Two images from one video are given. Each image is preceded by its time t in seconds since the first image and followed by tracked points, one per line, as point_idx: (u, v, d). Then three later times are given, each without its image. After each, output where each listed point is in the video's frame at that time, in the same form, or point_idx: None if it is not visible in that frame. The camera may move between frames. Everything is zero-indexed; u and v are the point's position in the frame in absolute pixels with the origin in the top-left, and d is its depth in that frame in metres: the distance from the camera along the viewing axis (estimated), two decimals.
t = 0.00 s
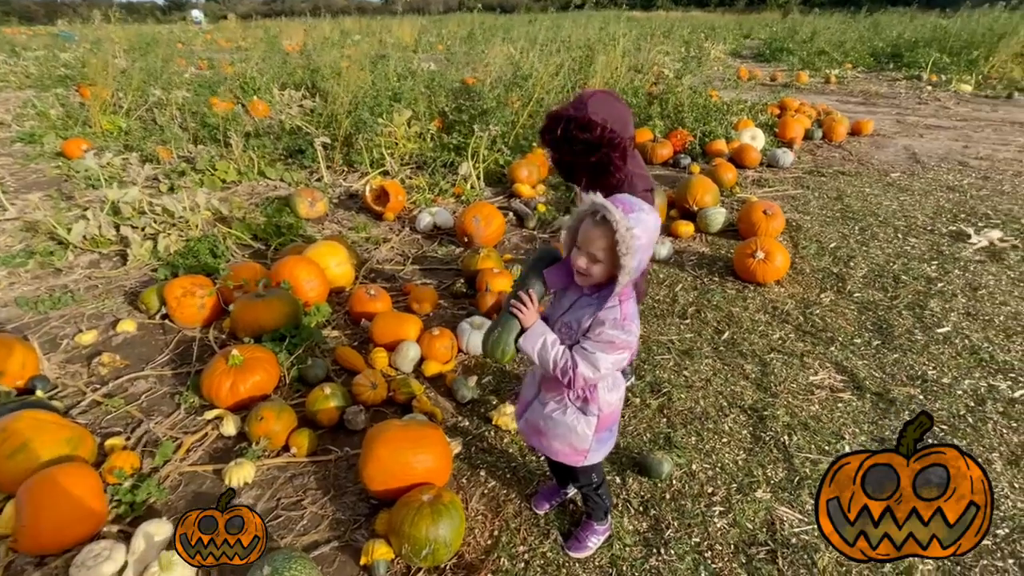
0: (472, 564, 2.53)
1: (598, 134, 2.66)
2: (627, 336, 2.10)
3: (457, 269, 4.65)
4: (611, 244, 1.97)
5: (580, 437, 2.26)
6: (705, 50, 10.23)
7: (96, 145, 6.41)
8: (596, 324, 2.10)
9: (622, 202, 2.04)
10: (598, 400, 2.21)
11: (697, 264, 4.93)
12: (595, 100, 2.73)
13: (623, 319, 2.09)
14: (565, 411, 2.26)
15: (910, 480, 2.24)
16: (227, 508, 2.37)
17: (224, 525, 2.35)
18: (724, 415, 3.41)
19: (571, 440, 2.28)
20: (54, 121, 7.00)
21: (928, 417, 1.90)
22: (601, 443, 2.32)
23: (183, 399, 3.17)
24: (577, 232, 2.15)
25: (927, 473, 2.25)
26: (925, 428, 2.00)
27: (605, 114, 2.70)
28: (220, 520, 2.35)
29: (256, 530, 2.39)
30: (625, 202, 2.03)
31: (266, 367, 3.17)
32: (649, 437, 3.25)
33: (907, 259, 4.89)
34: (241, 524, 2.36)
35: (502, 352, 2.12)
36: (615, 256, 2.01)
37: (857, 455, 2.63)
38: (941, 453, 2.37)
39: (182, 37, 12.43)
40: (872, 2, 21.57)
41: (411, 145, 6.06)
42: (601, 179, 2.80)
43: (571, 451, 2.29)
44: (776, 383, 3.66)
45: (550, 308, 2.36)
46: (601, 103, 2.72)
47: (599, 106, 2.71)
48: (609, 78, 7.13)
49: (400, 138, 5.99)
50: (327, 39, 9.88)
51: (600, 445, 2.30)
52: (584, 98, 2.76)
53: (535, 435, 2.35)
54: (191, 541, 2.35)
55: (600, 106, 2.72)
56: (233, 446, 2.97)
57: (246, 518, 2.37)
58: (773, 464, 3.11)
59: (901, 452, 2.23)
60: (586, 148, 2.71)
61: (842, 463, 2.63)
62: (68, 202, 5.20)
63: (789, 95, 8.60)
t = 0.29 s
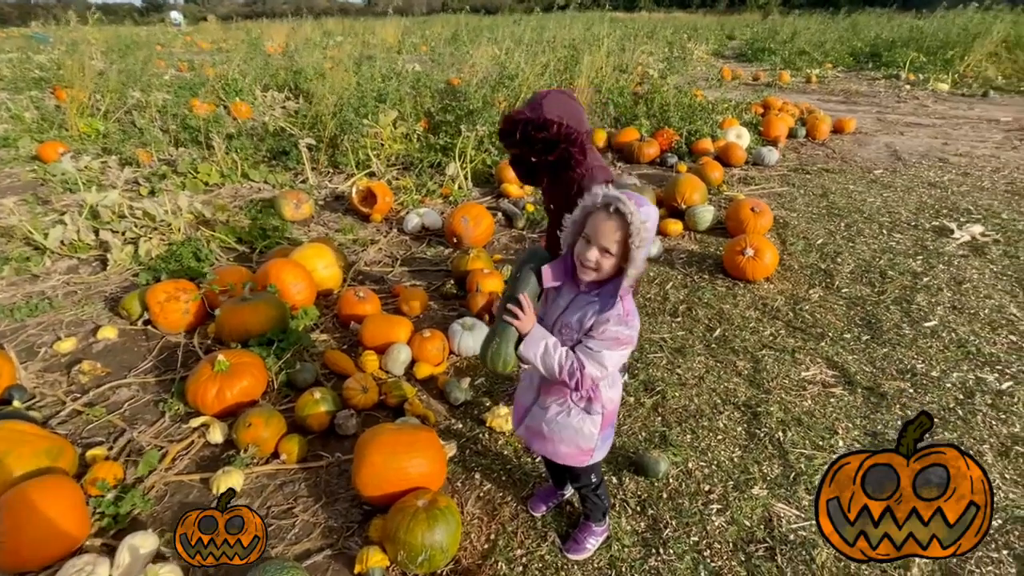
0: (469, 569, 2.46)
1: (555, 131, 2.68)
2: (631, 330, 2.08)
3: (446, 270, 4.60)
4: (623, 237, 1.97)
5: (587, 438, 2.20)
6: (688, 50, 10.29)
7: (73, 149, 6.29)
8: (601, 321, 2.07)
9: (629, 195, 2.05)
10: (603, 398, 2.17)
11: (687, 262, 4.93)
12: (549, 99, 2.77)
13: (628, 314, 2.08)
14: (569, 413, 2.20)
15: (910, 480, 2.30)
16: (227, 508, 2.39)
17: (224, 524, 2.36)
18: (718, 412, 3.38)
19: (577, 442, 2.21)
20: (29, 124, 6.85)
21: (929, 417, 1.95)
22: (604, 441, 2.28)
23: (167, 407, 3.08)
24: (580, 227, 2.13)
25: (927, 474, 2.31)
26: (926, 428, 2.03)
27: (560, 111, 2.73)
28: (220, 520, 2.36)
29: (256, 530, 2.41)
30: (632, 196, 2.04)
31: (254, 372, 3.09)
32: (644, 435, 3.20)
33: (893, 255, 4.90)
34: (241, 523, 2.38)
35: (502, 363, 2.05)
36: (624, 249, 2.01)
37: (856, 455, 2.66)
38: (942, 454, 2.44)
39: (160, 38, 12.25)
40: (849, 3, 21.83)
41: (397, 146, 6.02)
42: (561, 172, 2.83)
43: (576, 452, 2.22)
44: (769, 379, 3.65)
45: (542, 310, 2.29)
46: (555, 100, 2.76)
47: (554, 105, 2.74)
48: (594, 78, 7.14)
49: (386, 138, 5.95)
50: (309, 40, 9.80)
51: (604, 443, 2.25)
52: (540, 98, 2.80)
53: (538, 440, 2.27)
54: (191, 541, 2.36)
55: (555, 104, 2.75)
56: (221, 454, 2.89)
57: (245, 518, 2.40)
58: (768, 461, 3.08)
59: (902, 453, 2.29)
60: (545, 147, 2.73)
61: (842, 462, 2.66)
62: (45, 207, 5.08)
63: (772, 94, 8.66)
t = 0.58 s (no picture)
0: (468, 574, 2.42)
1: (528, 117, 2.94)
2: (633, 327, 2.07)
3: (438, 273, 4.58)
4: (622, 236, 1.97)
5: (593, 437, 2.19)
6: (675, 52, 10.37)
7: (54, 154, 6.19)
8: (604, 320, 2.05)
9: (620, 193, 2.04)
10: (607, 397, 2.15)
11: (678, 262, 4.93)
12: (524, 89, 3.03)
13: (629, 311, 2.07)
14: (574, 415, 2.17)
15: (910, 480, 2.32)
16: (226, 508, 2.39)
17: (224, 524, 2.36)
18: (713, 411, 3.35)
19: (582, 442, 2.19)
20: (9, 129, 6.75)
21: (928, 418, 2.01)
22: (608, 438, 2.28)
23: (156, 415, 3.02)
24: (575, 227, 2.12)
25: (927, 473, 2.33)
26: (926, 428, 2.06)
27: (533, 100, 2.98)
28: (219, 520, 2.36)
29: (256, 530, 2.40)
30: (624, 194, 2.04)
31: (244, 378, 3.04)
32: (640, 435, 3.17)
33: (880, 253, 4.90)
34: (241, 523, 2.38)
35: (502, 372, 2.05)
36: (621, 248, 2.01)
37: (856, 455, 2.68)
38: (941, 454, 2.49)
39: (143, 42, 12.13)
40: (832, 6, 22.06)
41: (386, 149, 6.02)
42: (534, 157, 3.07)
43: (582, 452, 2.20)
44: (763, 377, 3.62)
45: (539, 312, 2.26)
46: (529, 91, 3.02)
47: (528, 94, 3.00)
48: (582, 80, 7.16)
49: (374, 141, 5.96)
50: (296, 44, 9.76)
51: (608, 440, 2.24)
52: (516, 88, 3.07)
53: (542, 444, 2.24)
54: (191, 541, 2.35)
55: (529, 93, 3.01)
56: (212, 462, 2.82)
57: (245, 518, 2.39)
58: (764, 459, 3.03)
59: (901, 452, 2.32)
60: (518, 131, 2.98)
61: (842, 462, 2.67)
62: (26, 213, 5.00)
63: (757, 95, 8.74)
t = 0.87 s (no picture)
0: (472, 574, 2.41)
1: (531, 114, 2.97)
2: (637, 323, 2.08)
3: (432, 277, 4.59)
4: (612, 238, 1.98)
5: (596, 434, 2.21)
6: (661, 57, 10.48)
7: (40, 161, 6.12)
8: (607, 317, 2.07)
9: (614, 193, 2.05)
10: (610, 394, 2.18)
11: (670, 264, 4.98)
12: (530, 84, 3.03)
13: (631, 308, 2.09)
14: (578, 412, 2.19)
15: (909, 480, 2.41)
16: (227, 508, 2.41)
17: (224, 525, 2.37)
18: (709, 409, 3.38)
19: (586, 439, 2.21)
20: None
21: (928, 414, 2.11)
22: (610, 436, 2.29)
23: (152, 422, 2.99)
24: (571, 228, 2.14)
25: (927, 473, 2.43)
26: (926, 426, 2.19)
27: (537, 97, 2.99)
28: (220, 520, 2.37)
29: (256, 530, 2.41)
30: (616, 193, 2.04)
31: (242, 383, 3.02)
32: (639, 434, 3.19)
33: (868, 252, 4.98)
34: (241, 523, 2.39)
35: (507, 371, 2.04)
36: (614, 249, 2.02)
37: (855, 457, 2.77)
38: (941, 454, 2.60)
39: (127, 48, 12.03)
40: (814, 12, 22.37)
41: (377, 153, 6.08)
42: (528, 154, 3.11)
43: (586, 450, 2.22)
44: (757, 375, 3.66)
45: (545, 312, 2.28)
46: (535, 87, 3.03)
47: (533, 90, 3.01)
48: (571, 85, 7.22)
49: (365, 147, 6.01)
50: (283, 51, 9.75)
51: (611, 437, 2.26)
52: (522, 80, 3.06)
53: (546, 443, 2.25)
54: (192, 541, 2.37)
55: (534, 89, 3.02)
56: (211, 468, 2.80)
57: (245, 518, 2.40)
58: (761, 455, 3.06)
59: (901, 452, 2.43)
60: (518, 124, 3.00)
61: (841, 464, 2.76)
62: (13, 221, 4.94)
63: (744, 99, 8.85)
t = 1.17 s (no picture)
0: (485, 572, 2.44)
1: (530, 122, 3.00)
2: (651, 320, 2.13)
3: (433, 281, 4.61)
4: (637, 235, 2.03)
5: (604, 430, 2.23)
6: (652, 63, 10.60)
7: (32, 168, 6.07)
8: (624, 311, 2.12)
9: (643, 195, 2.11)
10: (619, 390, 2.22)
11: (668, 267, 5.04)
12: (536, 92, 3.06)
13: (647, 305, 2.14)
14: (587, 407, 2.22)
15: (910, 480, 2.30)
16: (227, 509, 2.42)
17: (224, 524, 2.38)
18: (712, 408, 3.42)
19: (594, 434, 2.24)
20: None
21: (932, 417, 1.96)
22: (617, 433, 2.33)
23: (160, 426, 2.98)
24: (596, 224, 2.20)
25: (927, 473, 2.33)
26: (927, 427, 2.03)
27: (541, 105, 3.02)
28: (219, 520, 2.38)
29: (256, 530, 2.41)
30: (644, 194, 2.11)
31: (250, 387, 3.03)
32: (644, 433, 3.23)
33: (861, 254, 5.07)
34: (241, 523, 2.38)
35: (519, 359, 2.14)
36: (637, 246, 2.07)
37: (854, 454, 2.64)
38: (942, 453, 2.58)
39: (115, 55, 11.95)
40: (800, 19, 22.68)
41: (374, 159, 6.13)
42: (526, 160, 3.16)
43: (594, 445, 2.25)
44: (757, 374, 3.72)
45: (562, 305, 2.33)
46: (540, 95, 3.06)
47: (538, 98, 3.03)
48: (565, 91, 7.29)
49: (360, 152, 6.09)
50: (276, 58, 9.76)
51: (618, 434, 2.29)
52: (530, 87, 3.09)
53: (554, 438, 2.27)
54: (192, 541, 2.37)
55: (540, 97, 3.05)
56: (221, 471, 2.81)
57: (245, 518, 2.40)
58: (764, 452, 3.10)
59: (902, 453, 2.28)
60: (518, 130, 3.05)
61: (840, 461, 2.63)
62: (7, 228, 4.90)
63: (735, 105, 8.97)
